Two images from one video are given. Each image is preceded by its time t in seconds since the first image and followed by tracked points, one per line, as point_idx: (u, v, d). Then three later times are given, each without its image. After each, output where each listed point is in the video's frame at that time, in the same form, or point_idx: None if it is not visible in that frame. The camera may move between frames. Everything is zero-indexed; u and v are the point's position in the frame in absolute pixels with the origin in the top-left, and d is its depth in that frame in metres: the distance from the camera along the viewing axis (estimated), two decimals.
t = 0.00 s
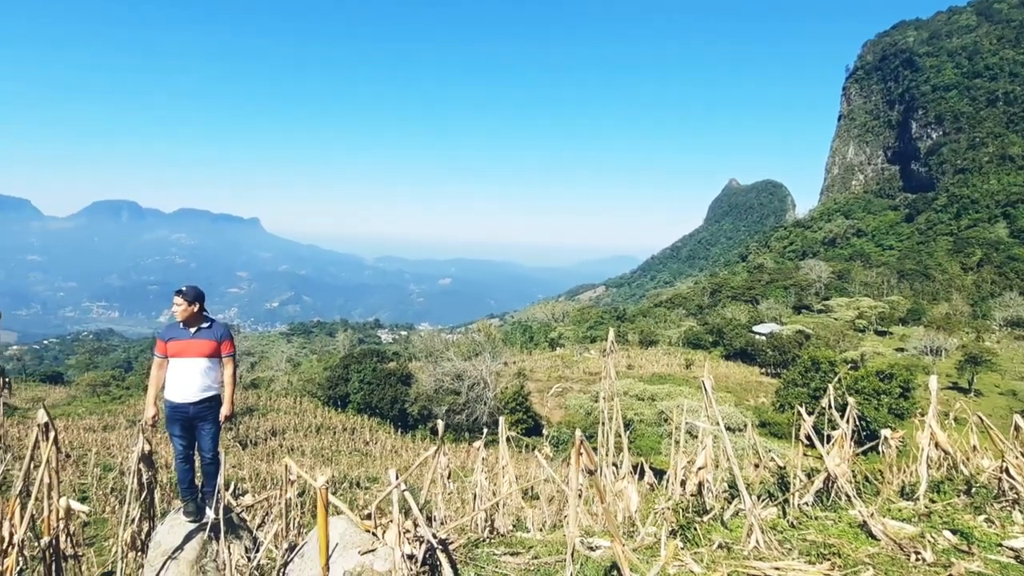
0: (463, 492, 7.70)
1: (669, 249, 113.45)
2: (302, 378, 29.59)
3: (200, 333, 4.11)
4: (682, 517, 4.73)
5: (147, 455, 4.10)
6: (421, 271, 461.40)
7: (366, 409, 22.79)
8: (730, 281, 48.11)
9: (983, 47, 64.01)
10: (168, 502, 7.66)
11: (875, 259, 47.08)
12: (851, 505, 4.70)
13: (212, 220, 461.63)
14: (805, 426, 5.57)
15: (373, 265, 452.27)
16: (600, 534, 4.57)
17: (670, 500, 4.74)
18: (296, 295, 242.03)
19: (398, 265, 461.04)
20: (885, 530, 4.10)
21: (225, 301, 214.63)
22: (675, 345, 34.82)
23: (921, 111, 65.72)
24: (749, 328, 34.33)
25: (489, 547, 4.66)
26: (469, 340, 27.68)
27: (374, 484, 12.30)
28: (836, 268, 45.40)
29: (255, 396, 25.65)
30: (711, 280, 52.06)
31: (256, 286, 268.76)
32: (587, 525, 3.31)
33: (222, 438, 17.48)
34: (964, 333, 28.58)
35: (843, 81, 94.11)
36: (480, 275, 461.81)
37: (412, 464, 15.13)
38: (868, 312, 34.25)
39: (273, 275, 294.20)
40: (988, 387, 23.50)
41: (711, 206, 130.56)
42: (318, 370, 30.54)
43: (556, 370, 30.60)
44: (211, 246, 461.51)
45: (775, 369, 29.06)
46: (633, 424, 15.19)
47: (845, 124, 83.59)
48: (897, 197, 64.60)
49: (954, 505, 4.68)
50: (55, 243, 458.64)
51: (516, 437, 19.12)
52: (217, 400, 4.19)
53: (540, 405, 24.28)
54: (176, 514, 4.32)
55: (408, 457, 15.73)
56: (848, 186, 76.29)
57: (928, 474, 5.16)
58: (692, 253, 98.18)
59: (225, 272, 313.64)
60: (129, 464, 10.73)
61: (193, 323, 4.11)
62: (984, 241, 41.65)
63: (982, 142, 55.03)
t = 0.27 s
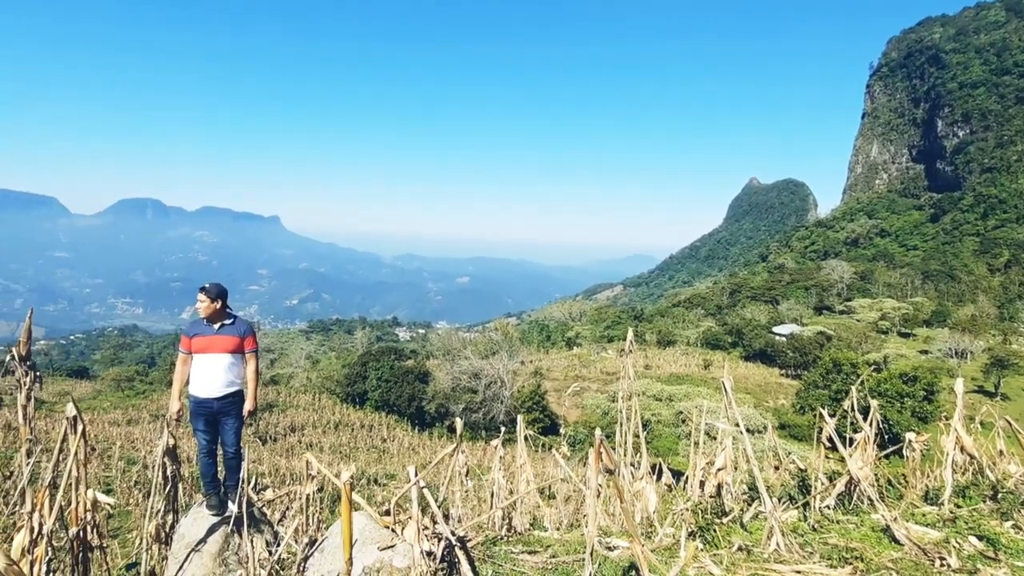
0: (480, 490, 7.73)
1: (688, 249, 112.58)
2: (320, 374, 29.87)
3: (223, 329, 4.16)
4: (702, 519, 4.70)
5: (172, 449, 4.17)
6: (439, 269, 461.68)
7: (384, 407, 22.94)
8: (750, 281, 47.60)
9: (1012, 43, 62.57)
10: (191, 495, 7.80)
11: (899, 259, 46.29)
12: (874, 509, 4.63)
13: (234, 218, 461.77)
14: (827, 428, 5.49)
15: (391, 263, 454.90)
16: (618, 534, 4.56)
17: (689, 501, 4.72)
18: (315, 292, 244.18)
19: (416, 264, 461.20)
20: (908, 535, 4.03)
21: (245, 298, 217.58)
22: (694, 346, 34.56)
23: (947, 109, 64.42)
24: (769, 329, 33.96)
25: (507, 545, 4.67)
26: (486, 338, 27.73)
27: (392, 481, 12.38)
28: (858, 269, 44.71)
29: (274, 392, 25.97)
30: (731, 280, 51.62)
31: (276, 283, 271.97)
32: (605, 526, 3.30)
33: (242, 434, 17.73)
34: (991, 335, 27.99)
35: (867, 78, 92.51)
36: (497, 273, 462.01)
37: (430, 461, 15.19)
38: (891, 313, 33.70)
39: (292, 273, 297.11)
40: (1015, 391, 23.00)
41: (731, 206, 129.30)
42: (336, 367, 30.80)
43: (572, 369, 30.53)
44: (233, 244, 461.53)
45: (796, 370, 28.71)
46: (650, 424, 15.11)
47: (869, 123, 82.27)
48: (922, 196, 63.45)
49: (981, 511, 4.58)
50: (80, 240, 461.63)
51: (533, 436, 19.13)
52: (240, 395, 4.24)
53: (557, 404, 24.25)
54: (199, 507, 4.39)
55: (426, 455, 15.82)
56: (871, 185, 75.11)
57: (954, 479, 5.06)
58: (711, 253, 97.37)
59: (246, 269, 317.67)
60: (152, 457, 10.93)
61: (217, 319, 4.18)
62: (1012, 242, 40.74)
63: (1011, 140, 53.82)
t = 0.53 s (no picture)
0: (495, 488, 7.75)
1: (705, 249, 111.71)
2: (336, 371, 30.10)
3: (238, 325, 4.21)
4: (719, 520, 4.67)
5: (193, 443, 4.25)
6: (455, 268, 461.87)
7: (399, 404, 23.05)
8: (768, 282, 47.11)
9: None
10: (210, 489, 7.90)
11: (921, 261, 45.57)
12: (895, 514, 4.56)
13: (252, 215, 461.60)
14: (846, 432, 5.42)
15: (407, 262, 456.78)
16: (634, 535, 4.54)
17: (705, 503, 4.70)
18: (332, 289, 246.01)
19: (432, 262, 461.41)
20: (930, 541, 3.97)
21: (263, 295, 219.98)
22: (710, 347, 34.30)
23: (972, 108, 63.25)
24: (787, 331, 33.60)
25: (521, 544, 4.68)
26: (501, 337, 27.76)
27: (406, 478, 12.45)
28: (879, 270, 44.05)
29: (291, 388, 26.23)
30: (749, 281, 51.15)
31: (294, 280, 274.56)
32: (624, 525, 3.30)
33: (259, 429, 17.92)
34: (1015, 339, 27.44)
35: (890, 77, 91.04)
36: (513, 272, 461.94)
37: (444, 459, 15.25)
38: (912, 315, 33.21)
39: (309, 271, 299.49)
40: None
41: (750, 206, 128.12)
42: (352, 364, 31.01)
43: (587, 369, 30.45)
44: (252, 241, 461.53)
45: (814, 372, 28.37)
46: (666, 425, 15.03)
47: (891, 122, 81.03)
48: (945, 196, 62.39)
49: (1005, 517, 4.49)
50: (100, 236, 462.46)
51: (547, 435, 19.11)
52: (259, 390, 4.29)
53: (572, 403, 24.21)
54: (218, 500, 4.46)
55: (440, 453, 15.86)
56: (893, 186, 74.00)
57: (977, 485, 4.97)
58: (729, 252, 96.50)
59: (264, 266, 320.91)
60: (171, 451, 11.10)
61: (236, 315, 4.23)
62: None
63: None
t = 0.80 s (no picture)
0: (510, 487, 7.76)
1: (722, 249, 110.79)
2: (352, 369, 30.32)
3: (255, 323, 4.24)
4: (735, 523, 4.65)
5: (212, 438, 4.30)
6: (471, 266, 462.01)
7: (414, 402, 23.17)
8: (786, 283, 46.62)
9: None
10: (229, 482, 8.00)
11: (943, 262, 44.83)
12: (916, 519, 4.49)
13: (270, 214, 461.60)
14: (866, 435, 5.34)
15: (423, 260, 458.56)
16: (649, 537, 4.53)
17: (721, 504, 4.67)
18: (348, 287, 247.68)
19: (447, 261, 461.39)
20: (951, 547, 3.90)
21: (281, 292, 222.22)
22: (727, 348, 34.04)
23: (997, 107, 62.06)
24: (805, 332, 33.25)
25: (537, 543, 4.69)
26: (516, 336, 27.78)
27: (421, 475, 12.53)
28: (900, 271, 43.40)
29: (308, 385, 26.47)
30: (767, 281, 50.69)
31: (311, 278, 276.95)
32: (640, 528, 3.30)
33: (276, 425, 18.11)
34: None
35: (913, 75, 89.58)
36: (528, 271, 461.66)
37: (459, 457, 15.31)
38: (933, 318, 32.70)
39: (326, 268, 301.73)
40: None
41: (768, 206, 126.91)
42: (368, 362, 31.21)
43: (602, 369, 30.36)
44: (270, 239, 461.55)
45: (832, 374, 28.04)
46: (681, 426, 14.95)
47: (913, 121, 79.74)
48: (968, 197, 61.30)
49: None
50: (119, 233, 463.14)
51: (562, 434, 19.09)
52: (277, 387, 4.32)
53: (586, 403, 24.17)
54: (236, 495, 4.51)
55: (455, 451, 15.92)
56: (915, 186, 72.85)
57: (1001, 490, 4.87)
58: (746, 253, 95.66)
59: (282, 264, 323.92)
60: (190, 446, 11.26)
61: (255, 312, 4.26)
62: None
63: None
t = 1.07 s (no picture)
0: (526, 486, 7.77)
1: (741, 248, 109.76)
2: (370, 366, 30.55)
3: (275, 320, 4.28)
4: (755, 525, 4.61)
5: (234, 434, 4.37)
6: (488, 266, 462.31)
7: (430, 400, 23.27)
8: (807, 283, 46.06)
9: None
10: (249, 477, 8.12)
11: (968, 263, 43.99)
12: (940, 525, 4.42)
13: (290, 213, 461.63)
14: (888, 438, 5.26)
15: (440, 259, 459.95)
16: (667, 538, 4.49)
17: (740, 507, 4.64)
18: (366, 286, 249.34)
19: (464, 260, 461.86)
20: (977, 553, 3.83)
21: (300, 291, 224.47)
22: (745, 348, 33.73)
23: None
24: (825, 333, 32.84)
25: (554, 543, 4.70)
26: (533, 335, 27.80)
27: (438, 473, 12.61)
28: (923, 272, 42.67)
29: (326, 382, 26.73)
30: (786, 281, 50.18)
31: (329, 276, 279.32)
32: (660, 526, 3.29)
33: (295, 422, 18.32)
34: None
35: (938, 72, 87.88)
36: (545, 271, 461.15)
37: (476, 455, 15.36)
38: (958, 320, 32.09)
39: (344, 267, 303.97)
40: None
41: (788, 205, 125.50)
42: (385, 359, 31.41)
43: (619, 369, 30.26)
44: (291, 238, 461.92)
45: (853, 377, 27.63)
46: (699, 427, 14.85)
47: (938, 119, 78.25)
48: (995, 197, 60.04)
49: None
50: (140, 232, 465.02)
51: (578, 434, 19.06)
52: (296, 384, 4.37)
53: (603, 403, 24.10)
54: (257, 490, 4.57)
55: (471, 449, 15.96)
56: (940, 186, 71.58)
57: None
58: (766, 253, 94.65)
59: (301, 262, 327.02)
60: (210, 442, 11.42)
61: (275, 309, 4.31)
62: None
63: None
